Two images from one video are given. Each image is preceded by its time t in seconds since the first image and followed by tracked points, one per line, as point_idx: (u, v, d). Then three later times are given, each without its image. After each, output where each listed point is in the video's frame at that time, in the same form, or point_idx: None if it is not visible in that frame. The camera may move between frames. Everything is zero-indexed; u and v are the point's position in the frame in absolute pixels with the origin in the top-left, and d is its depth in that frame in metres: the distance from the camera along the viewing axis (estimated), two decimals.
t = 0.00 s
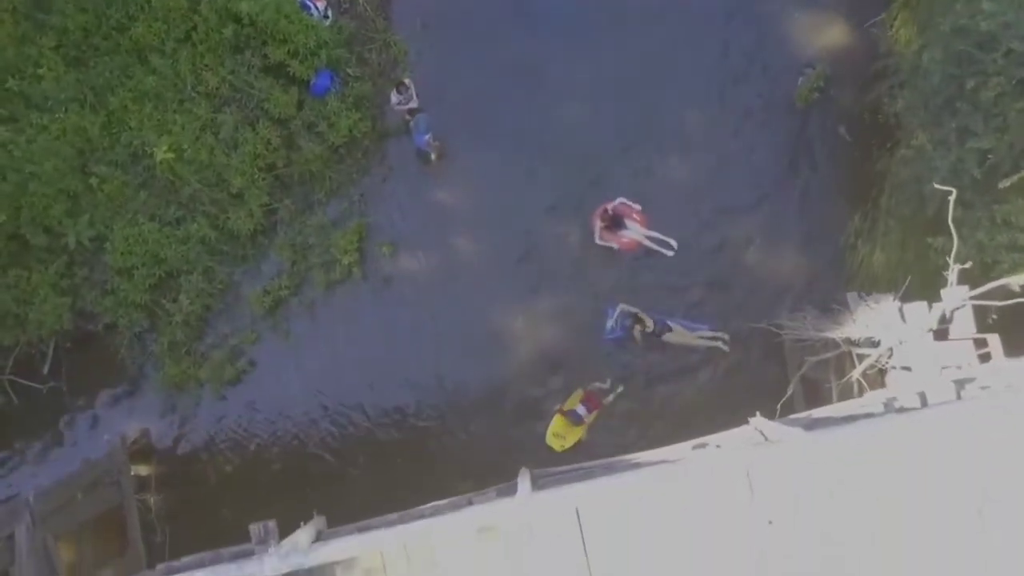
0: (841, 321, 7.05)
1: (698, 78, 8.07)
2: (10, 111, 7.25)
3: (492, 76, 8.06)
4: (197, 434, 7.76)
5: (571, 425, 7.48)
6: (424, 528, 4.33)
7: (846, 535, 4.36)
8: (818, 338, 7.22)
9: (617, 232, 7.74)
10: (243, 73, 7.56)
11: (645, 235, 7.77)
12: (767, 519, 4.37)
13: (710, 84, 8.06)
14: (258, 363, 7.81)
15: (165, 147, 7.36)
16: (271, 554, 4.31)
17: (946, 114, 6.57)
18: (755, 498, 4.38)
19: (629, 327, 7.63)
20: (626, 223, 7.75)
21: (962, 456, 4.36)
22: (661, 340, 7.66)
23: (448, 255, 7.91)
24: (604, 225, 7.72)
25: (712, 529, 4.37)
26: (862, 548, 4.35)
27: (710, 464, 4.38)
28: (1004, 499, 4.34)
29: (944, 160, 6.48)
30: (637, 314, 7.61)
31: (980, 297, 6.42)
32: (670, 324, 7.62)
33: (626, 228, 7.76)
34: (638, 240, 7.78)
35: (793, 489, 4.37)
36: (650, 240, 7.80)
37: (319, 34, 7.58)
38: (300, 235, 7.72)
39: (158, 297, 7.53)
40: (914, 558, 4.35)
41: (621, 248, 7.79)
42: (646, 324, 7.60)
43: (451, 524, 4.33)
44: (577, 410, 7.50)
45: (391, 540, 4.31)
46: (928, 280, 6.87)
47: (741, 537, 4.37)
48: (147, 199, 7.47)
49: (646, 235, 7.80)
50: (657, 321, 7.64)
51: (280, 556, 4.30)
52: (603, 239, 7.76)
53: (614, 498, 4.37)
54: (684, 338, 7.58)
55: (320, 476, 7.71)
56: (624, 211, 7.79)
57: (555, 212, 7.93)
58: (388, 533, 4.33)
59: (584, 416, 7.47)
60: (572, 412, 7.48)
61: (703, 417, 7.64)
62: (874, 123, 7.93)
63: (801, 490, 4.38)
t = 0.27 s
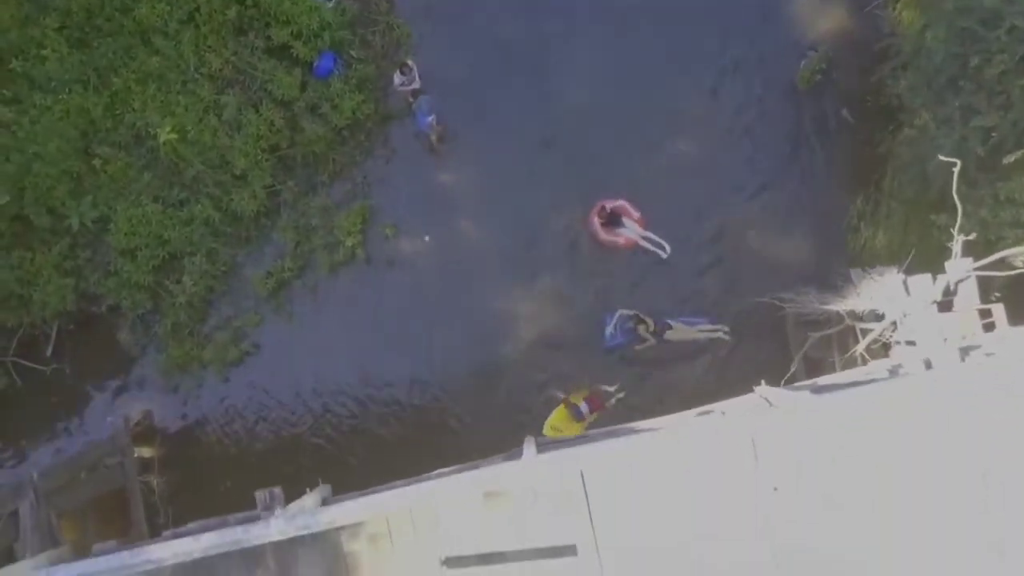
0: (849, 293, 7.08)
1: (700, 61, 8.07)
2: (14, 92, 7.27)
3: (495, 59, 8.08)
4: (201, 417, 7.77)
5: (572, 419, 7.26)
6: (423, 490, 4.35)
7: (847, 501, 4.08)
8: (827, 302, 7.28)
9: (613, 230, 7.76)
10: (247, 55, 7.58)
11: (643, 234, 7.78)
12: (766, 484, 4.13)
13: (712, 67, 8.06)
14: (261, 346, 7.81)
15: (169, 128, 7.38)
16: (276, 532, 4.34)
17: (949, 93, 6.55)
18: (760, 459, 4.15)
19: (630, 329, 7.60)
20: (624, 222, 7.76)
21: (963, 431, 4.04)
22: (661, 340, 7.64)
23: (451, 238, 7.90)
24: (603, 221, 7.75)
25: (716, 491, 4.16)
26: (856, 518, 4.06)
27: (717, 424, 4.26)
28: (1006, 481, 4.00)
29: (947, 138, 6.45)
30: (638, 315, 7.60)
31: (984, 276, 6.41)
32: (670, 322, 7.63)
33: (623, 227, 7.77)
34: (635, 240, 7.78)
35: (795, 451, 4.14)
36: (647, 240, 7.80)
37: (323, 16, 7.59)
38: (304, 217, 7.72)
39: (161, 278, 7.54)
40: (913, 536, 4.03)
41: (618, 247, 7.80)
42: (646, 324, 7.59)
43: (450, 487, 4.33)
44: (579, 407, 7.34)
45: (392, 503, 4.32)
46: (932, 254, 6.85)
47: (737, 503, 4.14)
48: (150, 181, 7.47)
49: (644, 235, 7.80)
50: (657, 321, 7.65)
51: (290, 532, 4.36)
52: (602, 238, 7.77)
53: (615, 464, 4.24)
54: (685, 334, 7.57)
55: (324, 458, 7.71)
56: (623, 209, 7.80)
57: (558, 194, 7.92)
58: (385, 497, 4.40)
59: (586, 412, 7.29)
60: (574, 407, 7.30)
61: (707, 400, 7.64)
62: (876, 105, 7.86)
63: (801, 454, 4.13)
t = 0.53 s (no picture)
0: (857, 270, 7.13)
1: (702, 46, 8.09)
2: (16, 76, 7.22)
3: (497, 44, 8.11)
4: (203, 401, 7.77)
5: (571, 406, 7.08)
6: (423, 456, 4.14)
7: (848, 474, 3.97)
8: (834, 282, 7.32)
9: (610, 228, 7.71)
10: (249, 39, 7.58)
11: (639, 233, 7.71)
12: (768, 455, 4.02)
13: (714, 53, 8.08)
14: (264, 330, 7.82)
15: (171, 111, 7.37)
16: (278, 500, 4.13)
17: (951, 74, 6.56)
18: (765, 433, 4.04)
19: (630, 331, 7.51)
20: (621, 220, 7.71)
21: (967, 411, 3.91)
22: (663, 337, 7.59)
23: (454, 223, 7.91)
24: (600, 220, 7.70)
25: (718, 463, 4.05)
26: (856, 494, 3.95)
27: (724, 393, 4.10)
28: (1006, 463, 3.87)
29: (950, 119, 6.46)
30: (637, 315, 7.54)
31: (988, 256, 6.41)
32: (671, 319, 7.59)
33: (620, 225, 7.71)
34: (633, 238, 7.72)
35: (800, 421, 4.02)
36: (645, 239, 7.74)
37: None
38: (306, 202, 7.74)
39: (164, 262, 7.55)
40: (909, 513, 3.92)
41: (616, 245, 7.76)
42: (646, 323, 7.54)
43: (450, 454, 4.15)
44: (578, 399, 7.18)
45: (392, 470, 4.14)
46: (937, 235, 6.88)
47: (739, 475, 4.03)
48: (152, 164, 7.48)
49: (641, 233, 7.74)
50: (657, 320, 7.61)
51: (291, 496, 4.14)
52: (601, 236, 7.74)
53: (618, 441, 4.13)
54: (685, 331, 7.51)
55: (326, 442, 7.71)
56: (620, 208, 7.77)
57: (560, 178, 7.93)
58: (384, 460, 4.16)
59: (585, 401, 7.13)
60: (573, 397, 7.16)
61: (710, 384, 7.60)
62: (879, 91, 7.90)
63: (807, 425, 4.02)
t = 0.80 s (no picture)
0: (863, 242, 7.13)
1: (704, 28, 8.07)
2: (19, 56, 7.25)
3: (499, 27, 8.09)
4: (205, 382, 7.79)
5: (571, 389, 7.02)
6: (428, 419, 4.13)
7: (848, 439, 4.05)
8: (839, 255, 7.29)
9: (606, 226, 7.69)
10: (251, 20, 7.59)
11: (634, 232, 7.70)
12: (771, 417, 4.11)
13: (716, 35, 8.06)
14: (266, 312, 7.83)
15: (173, 91, 7.34)
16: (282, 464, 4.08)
17: (953, 53, 6.56)
18: (768, 394, 4.12)
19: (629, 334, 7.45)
20: (617, 218, 7.69)
21: (967, 377, 4.01)
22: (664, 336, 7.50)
23: (455, 205, 7.92)
24: (597, 217, 7.67)
25: (719, 427, 4.11)
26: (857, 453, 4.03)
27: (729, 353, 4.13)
28: (1007, 429, 3.98)
29: (952, 97, 6.47)
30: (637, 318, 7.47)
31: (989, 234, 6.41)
32: (670, 317, 7.52)
33: (616, 222, 7.70)
34: (627, 236, 7.71)
35: (803, 382, 4.11)
36: (638, 238, 7.74)
37: None
38: (308, 183, 7.74)
39: (166, 243, 7.54)
40: (910, 477, 3.99)
41: (611, 242, 7.74)
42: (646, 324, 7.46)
43: (453, 415, 4.14)
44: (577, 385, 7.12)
45: (397, 435, 4.13)
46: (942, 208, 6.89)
47: (742, 436, 4.11)
48: (155, 145, 7.49)
49: (635, 232, 7.73)
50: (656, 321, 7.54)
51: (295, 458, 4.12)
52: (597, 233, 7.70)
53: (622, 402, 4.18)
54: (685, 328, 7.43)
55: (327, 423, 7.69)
56: (618, 206, 7.73)
57: (561, 160, 7.95)
58: (390, 422, 4.15)
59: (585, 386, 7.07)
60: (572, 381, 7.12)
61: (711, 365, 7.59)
62: (880, 72, 7.80)
63: (809, 387, 4.11)
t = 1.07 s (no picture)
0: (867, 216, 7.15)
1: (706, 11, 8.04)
2: (20, 39, 7.20)
3: (500, 10, 8.07)
4: (208, 367, 7.80)
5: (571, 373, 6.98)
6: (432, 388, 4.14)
7: (854, 413, 4.16)
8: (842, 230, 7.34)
9: (603, 224, 7.67)
10: (253, 3, 7.59)
11: (631, 231, 7.68)
12: (775, 394, 4.19)
13: (718, 19, 8.04)
14: (268, 297, 7.83)
15: (176, 75, 7.34)
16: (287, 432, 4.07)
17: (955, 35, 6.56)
18: (773, 372, 4.20)
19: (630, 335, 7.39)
20: (614, 217, 7.66)
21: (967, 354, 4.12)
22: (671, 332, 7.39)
23: (457, 189, 7.91)
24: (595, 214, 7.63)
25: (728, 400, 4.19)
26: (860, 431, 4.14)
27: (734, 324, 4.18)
28: (1010, 405, 4.10)
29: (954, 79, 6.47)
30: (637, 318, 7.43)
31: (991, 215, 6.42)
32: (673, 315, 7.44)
33: (613, 221, 7.67)
34: (624, 235, 7.69)
35: (806, 359, 4.20)
36: (634, 238, 7.72)
37: None
38: (309, 167, 7.74)
39: (168, 226, 7.56)
40: (914, 449, 4.12)
41: (607, 240, 7.71)
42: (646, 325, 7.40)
43: (457, 384, 4.15)
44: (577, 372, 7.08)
45: (401, 404, 4.14)
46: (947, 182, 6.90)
47: (746, 412, 4.19)
48: (157, 129, 7.49)
49: (632, 232, 7.71)
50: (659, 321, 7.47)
51: (299, 426, 4.12)
52: (593, 230, 7.68)
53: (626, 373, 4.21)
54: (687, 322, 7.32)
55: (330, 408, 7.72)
56: (617, 203, 7.68)
57: (563, 145, 7.94)
58: (394, 389, 4.14)
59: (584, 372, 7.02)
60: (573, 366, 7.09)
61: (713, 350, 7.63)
62: (881, 56, 7.82)
63: (811, 364, 4.20)
